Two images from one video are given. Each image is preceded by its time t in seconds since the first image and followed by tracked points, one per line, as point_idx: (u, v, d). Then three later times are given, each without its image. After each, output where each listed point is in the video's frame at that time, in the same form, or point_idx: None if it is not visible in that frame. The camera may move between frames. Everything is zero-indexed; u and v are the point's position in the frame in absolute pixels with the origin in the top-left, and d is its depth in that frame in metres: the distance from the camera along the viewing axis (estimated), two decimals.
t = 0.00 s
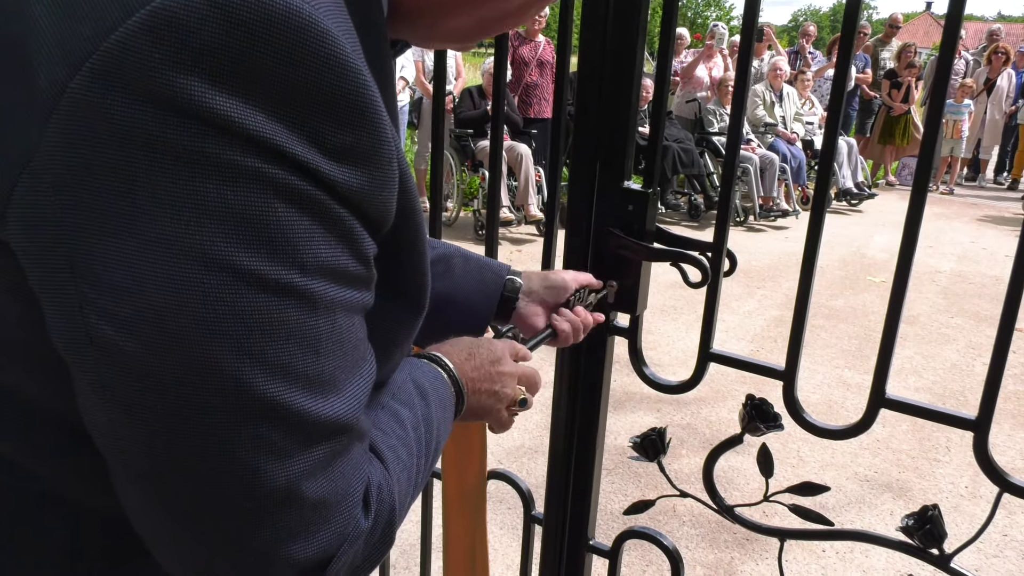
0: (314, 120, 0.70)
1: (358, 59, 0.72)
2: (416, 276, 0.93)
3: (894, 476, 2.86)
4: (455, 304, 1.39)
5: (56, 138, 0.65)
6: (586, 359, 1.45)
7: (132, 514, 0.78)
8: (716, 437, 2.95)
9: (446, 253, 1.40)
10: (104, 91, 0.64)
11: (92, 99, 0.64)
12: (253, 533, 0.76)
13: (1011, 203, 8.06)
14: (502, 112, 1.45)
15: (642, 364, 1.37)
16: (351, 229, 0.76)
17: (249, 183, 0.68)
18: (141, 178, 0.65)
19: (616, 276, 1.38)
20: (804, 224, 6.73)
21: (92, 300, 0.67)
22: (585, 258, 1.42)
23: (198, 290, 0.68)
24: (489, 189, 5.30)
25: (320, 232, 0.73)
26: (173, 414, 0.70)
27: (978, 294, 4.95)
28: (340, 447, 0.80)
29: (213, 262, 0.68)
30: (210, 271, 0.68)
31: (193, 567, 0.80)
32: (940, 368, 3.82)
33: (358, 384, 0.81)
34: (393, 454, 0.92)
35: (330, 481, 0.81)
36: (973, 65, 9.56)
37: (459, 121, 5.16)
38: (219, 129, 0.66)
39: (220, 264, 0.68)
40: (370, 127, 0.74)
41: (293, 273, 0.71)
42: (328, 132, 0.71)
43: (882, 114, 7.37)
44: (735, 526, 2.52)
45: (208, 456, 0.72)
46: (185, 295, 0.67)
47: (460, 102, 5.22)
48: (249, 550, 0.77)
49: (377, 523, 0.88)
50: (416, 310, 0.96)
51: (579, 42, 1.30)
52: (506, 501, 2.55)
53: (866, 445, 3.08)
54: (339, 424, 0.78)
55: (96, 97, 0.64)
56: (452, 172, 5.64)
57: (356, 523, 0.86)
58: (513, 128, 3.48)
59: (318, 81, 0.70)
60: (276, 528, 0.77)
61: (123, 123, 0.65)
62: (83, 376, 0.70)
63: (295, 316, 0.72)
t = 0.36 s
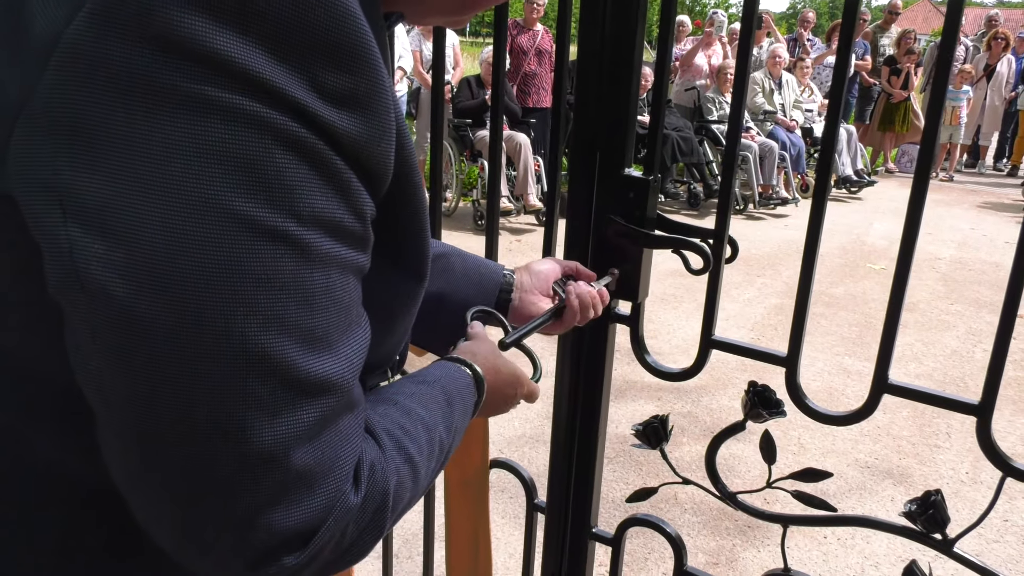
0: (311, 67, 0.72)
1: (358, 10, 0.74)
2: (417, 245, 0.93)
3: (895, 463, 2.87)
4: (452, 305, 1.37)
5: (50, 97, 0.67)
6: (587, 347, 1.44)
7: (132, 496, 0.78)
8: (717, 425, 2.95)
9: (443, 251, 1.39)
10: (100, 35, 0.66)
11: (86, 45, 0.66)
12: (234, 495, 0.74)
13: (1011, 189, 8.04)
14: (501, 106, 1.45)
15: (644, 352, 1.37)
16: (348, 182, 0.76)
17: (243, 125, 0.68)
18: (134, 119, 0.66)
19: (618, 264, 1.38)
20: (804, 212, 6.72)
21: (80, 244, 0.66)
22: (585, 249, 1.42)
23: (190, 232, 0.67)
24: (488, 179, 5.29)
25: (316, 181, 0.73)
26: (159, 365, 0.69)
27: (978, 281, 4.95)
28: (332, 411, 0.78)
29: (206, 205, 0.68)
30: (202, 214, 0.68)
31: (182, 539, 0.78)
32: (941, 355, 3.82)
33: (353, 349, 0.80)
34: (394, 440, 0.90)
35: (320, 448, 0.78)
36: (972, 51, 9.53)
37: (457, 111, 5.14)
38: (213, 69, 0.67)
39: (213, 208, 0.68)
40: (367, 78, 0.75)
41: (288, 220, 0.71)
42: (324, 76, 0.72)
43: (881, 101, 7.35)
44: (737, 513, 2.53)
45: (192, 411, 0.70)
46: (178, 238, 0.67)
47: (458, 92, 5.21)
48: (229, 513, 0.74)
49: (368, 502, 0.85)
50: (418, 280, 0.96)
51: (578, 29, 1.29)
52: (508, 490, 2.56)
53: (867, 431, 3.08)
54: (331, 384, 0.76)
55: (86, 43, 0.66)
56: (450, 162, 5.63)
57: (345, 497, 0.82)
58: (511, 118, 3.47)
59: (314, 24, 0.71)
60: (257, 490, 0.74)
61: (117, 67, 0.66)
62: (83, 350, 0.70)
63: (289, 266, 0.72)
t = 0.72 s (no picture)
0: (327, 54, 0.73)
1: None
2: (431, 234, 0.94)
3: (902, 457, 2.86)
4: (464, 295, 1.38)
5: (64, 82, 0.66)
6: (597, 342, 1.44)
7: (155, 489, 0.78)
8: (723, 421, 2.95)
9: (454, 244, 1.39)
10: (117, 19, 0.66)
11: (104, 30, 0.66)
12: (256, 482, 0.74)
13: (1015, 183, 8.02)
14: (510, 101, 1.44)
15: (654, 347, 1.36)
16: (364, 169, 0.77)
17: (262, 112, 0.69)
18: (153, 107, 0.66)
19: (625, 260, 1.38)
20: (807, 207, 6.71)
21: (99, 231, 0.66)
22: (594, 244, 1.42)
23: (211, 218, 0.68)
24: (491, 176, 5.28)
25: (334, 168, 0.74)
26: (180, 353, 0.69)
27: (982, 275, 4.94)
28: (353, 398, 0.78)
29: (227, 191, 0.68)
30: (222, 200, 0.68)
31: (202, 530, 0.78)
32: (946, 350, 3.82)
33: (371, 335, 0.81)
34: (412, 425, 0.90)
35: (341, 435, 0.78)
36: (975, 45, 9.49)
37: (460, 107, 5.13)
38: (233, 55, 0.68)
39: (234, 194, 0.68)
40: (383, 65, 0.76)
41: (307, 206, 0.72)
42: (342, 62, 0.74)
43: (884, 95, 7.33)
44: (744, 508, 2.52)
45: (214, 400, 0.71)
46: (199, 224, 0.68)
47: (461, 88, 5.20)
48: (251, 501, 0.74)
49: (389, 488, 0.85)
50: (434, 268, 0.96)
51: (587, 25, 1.29)
52: (515, 487, 2.56)
53: (873, 426, 3.08)
54: (351, 370, 0.77)
55: (107, 27, 0.66)
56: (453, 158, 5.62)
57: (367, 484, 0.82)
58: (515, 113, 3.46)
59: (333, 10, 0.72)
60: (280, 477, 0.74)
61: (136, 54, 0.66)
62: (102, 344, 0.70)
63: (308, 252, 0.72)
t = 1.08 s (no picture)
0: (334, 56, 0.72)
1: None
2: (438, 236, 0.93)
3: (906, 462, 2.85)
4: (468, 300, 1.37)
5: (71, 84, 0.65)
6: (602, 346, 1.44)
7: (164, 494, 0.77)
8: (727, 425, 2.95)
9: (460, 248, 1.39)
10: (124, 21, 0.65)
11: (111, 33, 0.65)
12: (266, 486, 0.73)
13: (1017, 186, 8.02)
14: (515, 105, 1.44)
15: (659, 352, 1.36)
16: (371, 171, 0.76)
17: (269, 113, 0.69)
18: (161, 109, 0.66)
19: (631, 264, 1.38)
20: (809, 211, 6.71)
21: (108, 235, 0.65)
22: (600, 248, 1.41)
23: (219, 221, 0.67)
24: (494, 179, 5.29)
25: (341, 170, 0.73)
26: (189, 357, 0.68)
27: (985, 279, 4.93)
28: (362, 399, 0.78)
29: (235, 194, 0.68)
30: (230, 203, 0.68)
31: (210, 534, 0.77)
32: (950, 353, 3.81)
33: (379, 337, 0.80)
34: (422, 426, 0.90)
35: (350, 437, 0.78)
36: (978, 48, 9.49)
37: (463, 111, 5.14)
38: (241, 58, 0.68)
39: (241, 197, 0.68)
40: (390, 66, 0.75)
41: (315, 208, 0.71)
42: (349, 64, 0.73)
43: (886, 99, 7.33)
44: (748, 513, 2.52)
45: (223, 403, 0.70)
46: (207, 227, 0.67)
47: (463, 92, 5.20)
48: (261, 505, 0.74)
49: (399, 489, 0.85)
50: (440, 270, 0.96)
51: (594, 30, 1.28)
52: (518, 491, 2.55)
53: (877, 430, 3.07)
54: (360, 373, 0.76)
55: (114, 30, 0.65)
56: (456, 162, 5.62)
57: (377, 485, 0.82)
58: (518, 116, 3.47)
59: (340, 12, 0.72)
60: (290, 481, 0.74)
61: (143, 57, 0.66)
62: (110, 351, 0.69)
63: (316, 254, 0.72)
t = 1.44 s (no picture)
0: (331, 54, 0.72)
1: None
2: (437, 235, 0.92)
3: (906, 458, 2.85)
4: (466, 298, 1.37)
5: (67, 80, 0.65)
6: (602, 343, 1.43)
7: (158, 495, 0.77)
8: (726, 422, 2.94)
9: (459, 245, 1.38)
10: (121, 17, 0.65)
11: (107, 27, 0.65)
12: (259, 486, 0.73)
13: (1016, 182, 8.02)
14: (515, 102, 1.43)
15: (660, 349, 1.35)
16: (367, 170, 0.75)
17: (265, 111, 0.68)
18: (155, 106, 0.65)
19: (631, 261, 1.37)
20: (808, 207, 6.71)
21: (101, 233, 0.65)
22: (600, 246, 1.41)
23: (214, 220, 0.67)
24: (493, 176, 5.28)
25: (336, 169, 0.72)
26: (182, 356, 0.68)
27: (984, 275, 4.93)
28: (357, 400, 0.77)
29: (229, 192, 0.67)
30: (225, 202, 0.67)
31: (203, 533, 0.77)
32: (949, 350, 3.81)
33: (375, 337, 0.80)
34: (418, 425, 0.89)
35: (345, 437, 0.77)
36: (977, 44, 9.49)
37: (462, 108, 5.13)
38: (237, 55, 0.67)
39: (236, 195, 0.67)
40: (388, 65, 0.75)
41: (310, 207, 0.71)
42: (347, 62, 0.72)
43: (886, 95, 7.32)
44: (748, 510, 2.51)
45: (217, 402, 0.70)
46: (201, 226, 0.66)
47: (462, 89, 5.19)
48: (255, 505, 0.73)
49: (395, 490, 0.84)
50: (439, 269, 0.95)
51: (593, 27, 1.27)
52: (518, 488, 2.55)
53: (876, 427, 3.07)
54: (356, 373, 0.76)
55: (110, 25, 0.65)
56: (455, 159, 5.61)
57: (372, 486, 0.81)
58: (517, 113, 3.46)
59: (338, 10, 0.71)
60: (284, 481, 0.73)
61: (139, 52, 0.65)
62: (104, 350, 0.69)
63: (312, 254, 0.71)
